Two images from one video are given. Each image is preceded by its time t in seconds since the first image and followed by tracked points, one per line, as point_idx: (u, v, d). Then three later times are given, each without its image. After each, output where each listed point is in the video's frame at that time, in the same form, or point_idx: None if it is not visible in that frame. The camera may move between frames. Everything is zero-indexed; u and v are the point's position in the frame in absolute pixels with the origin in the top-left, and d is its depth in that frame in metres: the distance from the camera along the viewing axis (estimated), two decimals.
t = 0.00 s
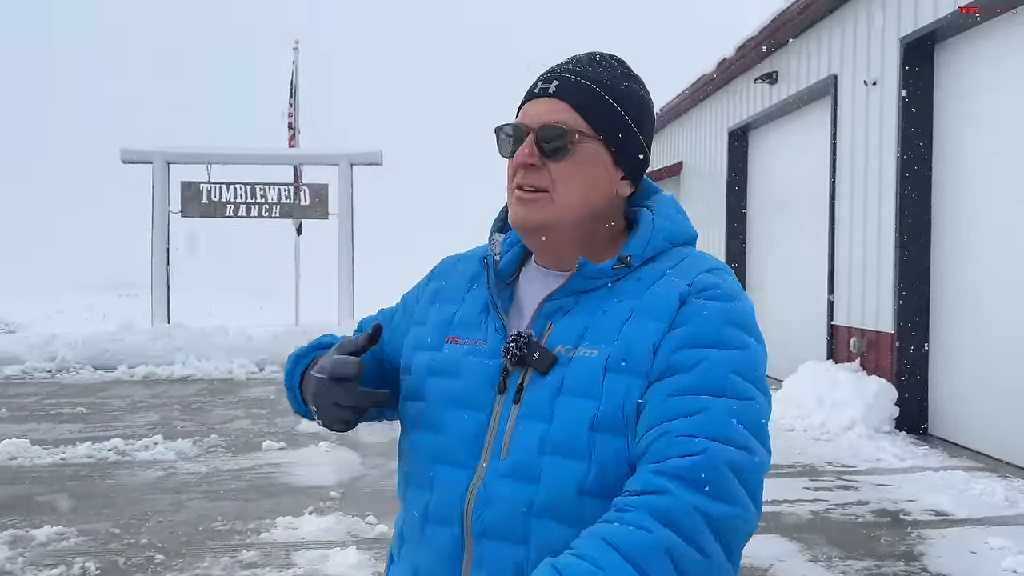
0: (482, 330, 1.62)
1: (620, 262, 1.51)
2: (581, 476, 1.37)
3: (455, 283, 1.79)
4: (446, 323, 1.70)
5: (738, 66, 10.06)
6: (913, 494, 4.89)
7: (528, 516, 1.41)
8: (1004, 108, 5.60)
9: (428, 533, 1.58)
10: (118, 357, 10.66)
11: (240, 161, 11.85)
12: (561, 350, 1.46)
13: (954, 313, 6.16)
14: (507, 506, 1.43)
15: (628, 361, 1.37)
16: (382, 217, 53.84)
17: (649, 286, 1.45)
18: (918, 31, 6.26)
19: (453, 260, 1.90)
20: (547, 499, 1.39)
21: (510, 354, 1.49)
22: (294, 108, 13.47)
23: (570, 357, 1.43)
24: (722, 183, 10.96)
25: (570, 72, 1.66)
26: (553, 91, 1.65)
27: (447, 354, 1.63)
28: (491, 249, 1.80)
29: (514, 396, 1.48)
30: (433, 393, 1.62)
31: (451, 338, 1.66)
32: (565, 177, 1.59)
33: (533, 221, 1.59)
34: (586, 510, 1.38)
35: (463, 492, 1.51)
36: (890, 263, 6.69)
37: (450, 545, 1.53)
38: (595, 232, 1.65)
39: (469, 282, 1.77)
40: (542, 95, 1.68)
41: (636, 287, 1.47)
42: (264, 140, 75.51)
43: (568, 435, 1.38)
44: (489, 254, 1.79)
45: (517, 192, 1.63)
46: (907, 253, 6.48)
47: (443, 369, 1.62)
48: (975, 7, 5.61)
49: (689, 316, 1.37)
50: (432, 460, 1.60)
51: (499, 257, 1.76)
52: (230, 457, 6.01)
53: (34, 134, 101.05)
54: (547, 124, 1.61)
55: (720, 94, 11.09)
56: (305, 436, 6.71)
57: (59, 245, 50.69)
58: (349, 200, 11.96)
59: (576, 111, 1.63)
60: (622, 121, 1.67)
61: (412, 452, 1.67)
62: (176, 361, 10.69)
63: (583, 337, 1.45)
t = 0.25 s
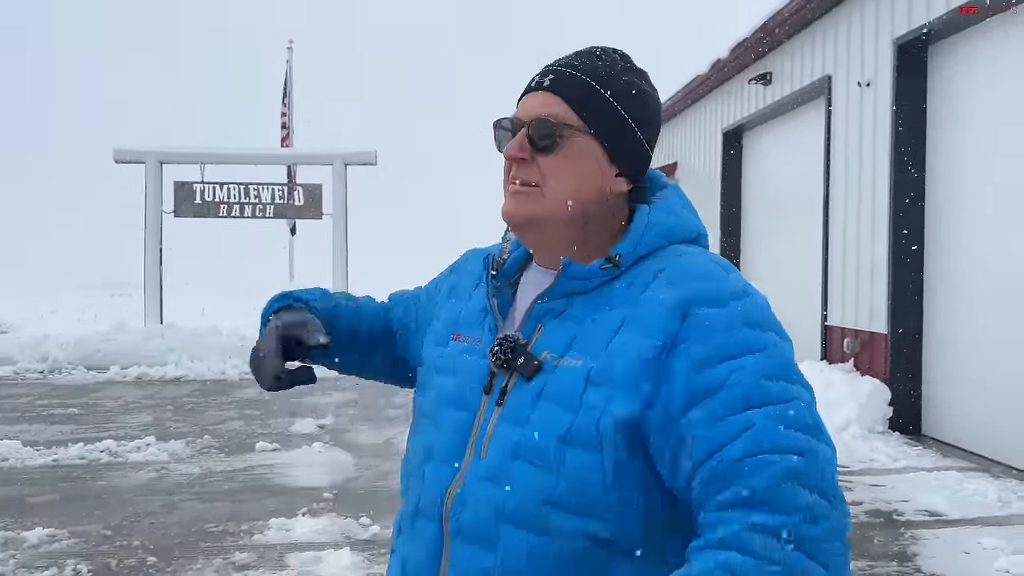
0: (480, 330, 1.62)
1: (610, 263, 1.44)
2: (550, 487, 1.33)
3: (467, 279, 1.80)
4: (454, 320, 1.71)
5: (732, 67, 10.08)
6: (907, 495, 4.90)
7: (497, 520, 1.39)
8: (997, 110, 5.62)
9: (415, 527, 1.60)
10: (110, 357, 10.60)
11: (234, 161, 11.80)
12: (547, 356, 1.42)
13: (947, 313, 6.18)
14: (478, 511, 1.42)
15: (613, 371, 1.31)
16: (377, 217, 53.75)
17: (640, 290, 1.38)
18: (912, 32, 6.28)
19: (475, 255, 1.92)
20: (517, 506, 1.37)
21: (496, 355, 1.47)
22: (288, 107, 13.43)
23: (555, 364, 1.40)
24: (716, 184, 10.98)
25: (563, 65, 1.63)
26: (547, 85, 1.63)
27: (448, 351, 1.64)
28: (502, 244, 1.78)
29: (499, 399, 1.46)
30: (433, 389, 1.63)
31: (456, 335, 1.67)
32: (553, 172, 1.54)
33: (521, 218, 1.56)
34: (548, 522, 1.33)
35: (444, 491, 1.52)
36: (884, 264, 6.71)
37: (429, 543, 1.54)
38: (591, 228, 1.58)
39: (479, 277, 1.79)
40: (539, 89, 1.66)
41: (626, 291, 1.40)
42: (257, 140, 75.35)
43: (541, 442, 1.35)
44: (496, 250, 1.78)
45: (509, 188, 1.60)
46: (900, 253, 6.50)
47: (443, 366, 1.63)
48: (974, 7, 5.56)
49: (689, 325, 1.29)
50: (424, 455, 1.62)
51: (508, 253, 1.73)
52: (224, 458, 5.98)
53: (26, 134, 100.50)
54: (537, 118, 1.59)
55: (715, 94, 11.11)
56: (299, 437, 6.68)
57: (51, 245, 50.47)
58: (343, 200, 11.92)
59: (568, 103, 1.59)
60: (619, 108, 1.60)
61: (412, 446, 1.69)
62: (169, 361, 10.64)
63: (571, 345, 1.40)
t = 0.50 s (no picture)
0: (461, 340, 1.59)
1: (605, 271, 1.46)
2: (562, 506, 1.36)
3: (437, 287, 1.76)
4: (429, 330, 1.67)
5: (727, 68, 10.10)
6: (900, 494, 4.93)
7: (502, 541, 1.40)
8: (992, 111, 5.64)
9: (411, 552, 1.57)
10: (103, 358, 10.54)
11: (228, 161, 11.75)
12: (546, 370, 1.43)
13: (941, 314, 6.22)
14: (483, 533, 1.41)
15: (624, 389, 1.35)
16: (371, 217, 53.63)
17: (640, 304, 1.42)
18: (906, 34, 6.31)
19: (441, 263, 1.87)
20: (527, 526, 1.38)
21: (492, 373, 1.45)
22: (282, 107, 13.38)
23: (556, 379, 1.41)
24: (711, 185, 11.00)
25: (531, 65, 1.61)
26: (515, 86, 1.61)
27: (427, 364, 1.61)
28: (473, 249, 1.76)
29: (496, 415, 1.45)
30: (414, 403, 1.60)
31: (435, 345, 1.63)
32: (528, 176, 1.54)
33: (496, 223, 1.55)
34: (557, 540, 1.36)
35: (441, 513, 1.50)
36: (877, 264, 6.74)
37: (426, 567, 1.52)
38: (563, 233, 1.59)
39: (451, 285, 1.76)
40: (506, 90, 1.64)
41: (625, 299, 1.44)
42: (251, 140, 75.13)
43: (547, 460, 1.37)
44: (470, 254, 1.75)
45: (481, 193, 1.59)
46: (893, 254, 6.53)
47: (422, 380, 1.60)
48: (974, 7, 5.52)
49: (720, 357, 1.35)
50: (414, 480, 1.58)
51: (480, 260, 1.72)
52: (218, 459, 5.96)
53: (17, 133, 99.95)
54: (508, 121, 1.57)
55: (709, 95, 11.13)
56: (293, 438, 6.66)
57: (44, 245, 50.20)
58: (337, 201, 11.89)
59: (538, 104, 1.58)
60: (587, 107, 1.62)
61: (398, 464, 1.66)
62: (162, 362, 10.59)
63: (571, 358, 1.42)
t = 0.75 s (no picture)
0: (449, 353, 1.51)
1: (596, 272, 1.50)
2: (609, 495, 1.37)
3: (394, 308, 1.63)
4: (397, 351, 1.57)
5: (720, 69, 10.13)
6: (895, 495, 4.95)
7: (553, 544, 1.36)
8: (986, 112, 5.65)
9: None
10: (96, 359, 10.50)
11: (222, 161, 11.71)
12: (558, 368, 1.42)
13: (935, 314, 6.24)
14: (525, 539, 1.37)
15: (637, 375, 1.39)
16: (365, 218, 53.55)
17: (626, 297, 1.48)
18: (899, 35, 6.34)
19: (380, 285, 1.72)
20: (574, 522, 1.36)
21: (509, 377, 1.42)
22: (275, 107, 13.35)
23: (572, 375, 1.41)
24: (705, 186, 11.03)
25: (550, 74, 1.65)
26: (538, 94, 1.63)
27: (410, 384, 1.51)
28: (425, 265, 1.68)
29: (514, 421, 1.41)
30: (403, 424, 1.49)
31: (409, 365, 1.54)
32: (568, 185, 1.60)
33: (541, 230, 1.58)
34: (601, 530, 1.37)
35: (469, 533, 1.40)
36: (871, 265, 6.77)
37: None
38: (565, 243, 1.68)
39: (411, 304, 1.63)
40: (523, 98, 1.63)
41: (614, 295, 1.48)
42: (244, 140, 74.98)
43: (584, 455, 1.36)
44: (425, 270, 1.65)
45: (516, 202, 1.59)
46: (887, 255, 6.56)
47: (408, 400, 1.50)
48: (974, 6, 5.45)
49: (695, 332, 1.43)
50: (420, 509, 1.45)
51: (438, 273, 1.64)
52: (212, 461, 5.93)
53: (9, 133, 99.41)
54: (548, 129, 1.60)
55: (703, 96, 11.16)
56: (287, 439, 6.64)
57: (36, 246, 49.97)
58: (331, 201, 11.87)
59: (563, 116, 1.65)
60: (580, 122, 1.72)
61: (381, 496, 1.52)
62: (156, 363, 10.56)
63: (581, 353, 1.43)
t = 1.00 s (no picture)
0: (424, 338, 1.55)
1: (554, 264, 1.62)
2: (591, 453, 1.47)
3: (364, 301, 1.66)
4: (369, 339, 1.59)
5: (716, 70, 10.16)
6: (890, 494, 4.97)
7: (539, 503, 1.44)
8: (982, 114, 5.67)
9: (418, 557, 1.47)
10: (91, 360, 10.46)
11: (218, 161, 11.68)
12: (532, 343, 1.52)
13: (930, 313, 6.27)
14: (515, 497, 1.44)
15: (602, 347, 1.52)
16: (361, 218, 53.47)
17: (585, 282, 1.62)
18: (894, 37, 6.37)
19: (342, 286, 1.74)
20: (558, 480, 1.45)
21: (487, 353, 1.48)
22: (271, 107, 13.32)
23: (546, 348, 1.51)
24: (701, 187, 11.05)
25: (499, 91, 1.75)
26: (488, 107, 1.72)
27: (385, 370, 1.54)
28: (387, 269, 1.69)
29: (494, 392, 1.48)
30: (380, 405, 1.51)
31: (380, 354, 1.57)
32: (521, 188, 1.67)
33: (497, 230, 1.62)
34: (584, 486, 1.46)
35: (459, 499, 1.45)
36: (867, 265, 6.80)
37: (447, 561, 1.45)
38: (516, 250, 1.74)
39: (380, 298, 1.66)
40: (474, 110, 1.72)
41: (575, 281, 1.62)
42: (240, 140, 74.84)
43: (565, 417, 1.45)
44: (389, 271, 1.67)
45: (473, 206, 1.64)
46: (883, 254, 6.58)
47: (384, 386, 1.52)
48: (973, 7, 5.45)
49: (647, 309, 1.62)
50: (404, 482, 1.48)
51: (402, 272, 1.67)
52: (208, 461, 5.92)
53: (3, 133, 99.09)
54: (499, 136, 1.67)
55: (699, 97, 11.19)
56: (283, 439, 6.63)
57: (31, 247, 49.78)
58: (328, 202, 11.85)
59: (513, 127, 1.74)
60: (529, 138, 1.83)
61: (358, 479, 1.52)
62: (151, 364, 10.52)
63: (550, 329, 1.54)
